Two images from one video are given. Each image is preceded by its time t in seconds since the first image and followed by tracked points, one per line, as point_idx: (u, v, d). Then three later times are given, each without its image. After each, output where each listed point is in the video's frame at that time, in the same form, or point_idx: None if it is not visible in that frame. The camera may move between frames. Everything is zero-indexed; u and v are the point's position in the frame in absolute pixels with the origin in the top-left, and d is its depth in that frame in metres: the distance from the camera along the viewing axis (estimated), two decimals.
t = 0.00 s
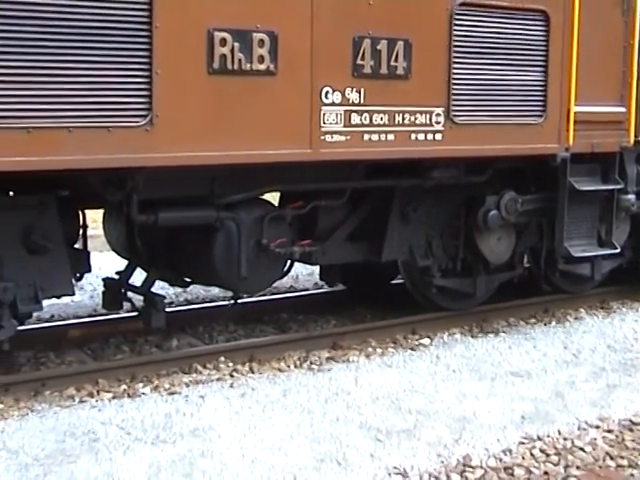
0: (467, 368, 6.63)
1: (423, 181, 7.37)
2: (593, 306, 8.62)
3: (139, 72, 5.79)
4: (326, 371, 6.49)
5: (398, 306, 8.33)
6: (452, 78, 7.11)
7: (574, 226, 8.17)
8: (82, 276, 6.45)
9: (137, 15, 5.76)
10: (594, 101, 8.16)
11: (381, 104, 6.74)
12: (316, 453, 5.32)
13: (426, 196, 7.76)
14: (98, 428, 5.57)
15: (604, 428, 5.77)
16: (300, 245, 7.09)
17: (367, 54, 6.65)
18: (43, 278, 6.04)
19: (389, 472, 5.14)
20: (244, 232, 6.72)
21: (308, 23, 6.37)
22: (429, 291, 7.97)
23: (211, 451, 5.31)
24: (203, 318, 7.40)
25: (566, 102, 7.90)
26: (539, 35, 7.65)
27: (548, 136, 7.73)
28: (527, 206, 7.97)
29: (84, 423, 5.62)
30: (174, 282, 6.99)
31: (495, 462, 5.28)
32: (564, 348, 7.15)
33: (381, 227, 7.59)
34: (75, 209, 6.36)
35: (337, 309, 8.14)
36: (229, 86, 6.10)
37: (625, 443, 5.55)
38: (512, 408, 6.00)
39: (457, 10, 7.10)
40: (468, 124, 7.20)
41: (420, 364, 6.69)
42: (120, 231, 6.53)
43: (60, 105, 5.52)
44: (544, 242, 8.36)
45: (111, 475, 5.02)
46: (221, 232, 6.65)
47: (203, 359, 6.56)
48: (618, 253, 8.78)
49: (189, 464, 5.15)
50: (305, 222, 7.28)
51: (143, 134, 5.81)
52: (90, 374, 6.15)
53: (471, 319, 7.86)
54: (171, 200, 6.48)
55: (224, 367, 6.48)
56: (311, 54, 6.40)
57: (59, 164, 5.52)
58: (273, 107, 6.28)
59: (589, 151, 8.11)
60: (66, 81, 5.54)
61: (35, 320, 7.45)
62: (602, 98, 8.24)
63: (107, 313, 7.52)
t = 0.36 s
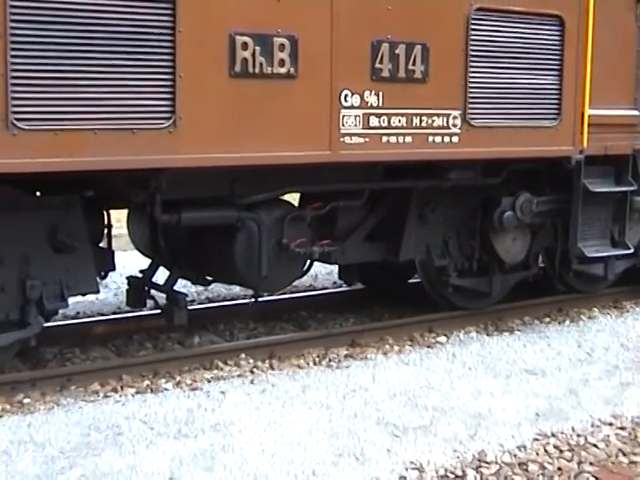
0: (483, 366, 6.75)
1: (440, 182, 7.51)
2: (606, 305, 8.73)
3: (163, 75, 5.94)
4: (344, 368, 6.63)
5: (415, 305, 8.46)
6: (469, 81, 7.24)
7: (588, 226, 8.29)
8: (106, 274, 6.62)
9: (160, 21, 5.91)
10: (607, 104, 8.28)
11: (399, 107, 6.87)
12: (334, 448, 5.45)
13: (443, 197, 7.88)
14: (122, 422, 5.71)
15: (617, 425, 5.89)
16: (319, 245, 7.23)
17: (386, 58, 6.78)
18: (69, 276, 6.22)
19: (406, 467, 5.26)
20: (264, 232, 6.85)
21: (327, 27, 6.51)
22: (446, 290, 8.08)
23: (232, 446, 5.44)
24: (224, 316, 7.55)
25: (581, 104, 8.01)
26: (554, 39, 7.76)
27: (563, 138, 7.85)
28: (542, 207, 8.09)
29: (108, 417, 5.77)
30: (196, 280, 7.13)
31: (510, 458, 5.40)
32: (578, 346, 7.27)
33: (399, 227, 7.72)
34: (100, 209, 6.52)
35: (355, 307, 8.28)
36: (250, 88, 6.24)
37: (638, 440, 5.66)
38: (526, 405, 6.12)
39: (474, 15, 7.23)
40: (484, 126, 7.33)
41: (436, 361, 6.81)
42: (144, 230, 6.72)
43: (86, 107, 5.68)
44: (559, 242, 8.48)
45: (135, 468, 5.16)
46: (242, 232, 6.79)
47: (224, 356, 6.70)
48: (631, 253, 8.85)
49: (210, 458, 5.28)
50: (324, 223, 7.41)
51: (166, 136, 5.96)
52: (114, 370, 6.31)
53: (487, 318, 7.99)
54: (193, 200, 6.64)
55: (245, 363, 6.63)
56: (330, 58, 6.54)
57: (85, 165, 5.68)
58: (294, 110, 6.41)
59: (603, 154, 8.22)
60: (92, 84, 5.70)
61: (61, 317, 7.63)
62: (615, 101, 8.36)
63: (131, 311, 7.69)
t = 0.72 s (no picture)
0: (499, 364, 6.87)
1: (458, 183, 7.63)
2: (621, 304, 8.84)
3: (187, 79, 6.08)
4: (363, 365, 6.76)
5: (433, 303, 8.59)
6: (486, 84, 7.36)
7: (602, 227, 8.42)
8: (130, 272, 6.80)
9: (185, 26, 6.06)
10: (621, 107, 8.39)
11: (417, 110, 6.99)
12: (353, 444, 5.57)
13: (460, 199, 8.02)
14: (145, 417, 5.85)
15: (630, 422, 6.01)
16: (339, 244, 7.36)
17: (404, 62, 6.91)
18: (94, 274, 6.42)
19: (423, 462, 5.39)
20: (286, 232, 6.99)
21: (347, 32, 6.64)
22: (463, 289, 8.18)
23: (253, 441, 5.57)
24: (246, 314, 7.72)
25: (596, 107, 8.12)
26: (570, 43, 7.88)
27: (577, 141, 7.97)
28: (558, 208, 8.20)
29: (132, 412, 5.91)
30: (218, 279, 7.28)
31: (525, 454, 5.53)
32: (592, 345, 7.39)
33: (417, 227, 7.85)
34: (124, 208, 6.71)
35: (373, 305, 8.42)
36: (272, 92, 6.38)
37: None
38: (541, 402, 6.24)
39: (490, 19, 7.36)
40: (500, 129, 7.45)
41: (453, 359, 6.94)
42: (168, 230, 6.85)
43: (112, 110, 5.83)
44: (573, 243, 8.60)
45: (158, 462, 5.28)
46: (263, 232, 6.93)
47: (245, 353, 6.86)
48: None
49: (232, 453, 5.41)
50: (344, 223, 7.55)
51: (190, 138, 6.10)
52: (138, 366, 6.47)
53: (503, 316, 8.11)
54: (216, 201, 6.80)
55: (266, 360, 6.78)
56: (350, 62, 6.67)
57: (111, 166, 5.83)
58: (314, 112, 6.54)
59: (617, 156, 8.34)
60: (119, 88, 5.85)
61: (86, 314, 7.82)
62: (630, 104, 8.47)
63: (154, 308, 7.87)
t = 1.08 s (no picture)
0: (513, 361, 7.00)
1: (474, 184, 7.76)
2: (634, 303, 8.95)
3: (209, 80, 6.23)
4: (380, 362, 6.90)
5: (448, 302, 8.71)
6: (502, 87, 7.49)
7: (615, 227, 8.53)
8: (153, 270, 6.98)
9: (208, 30, 6.20)
10: (635, 110, 8.50)
11: (435, 112, 7.13)
12: (370, 439, 5.69)
13: (476, 199, 8.16)
14: (167, 411, 5.98)
15: None
16: (357, 243, 7.51)
17: (421, 65, 7.04)
18: (118, 272, 6.62)
19: (438, 457, 5.52)
20: (305, 232, 7.13)
21: (366, 36, 6.78)
22: (478, 288, 8.30)
23: (272, 435, 5.69)
24: (266, 311, 7.88)
25: (609, 109, 8.24)
26: (585, 47, 8.00)
27: (591, 143, 8.09)
28: (572, 209, 8.32)
29: (154, 406, 6.05)
30: (239, 277, 7.44)
31: (539, 450, 5.65)
32: (605, 343, 7.50)
33: (433, 227, 7.98)
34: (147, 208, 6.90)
35: (390, 304, 8.56)
36: (292, 94, 6.52)
37: None
38: (555, 398, 6.37)
39: (506, 23, 7.48)
40: (515, 131, 7.58)
41: (469, 356, 7.07)
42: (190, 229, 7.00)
43: (136, 112, 5.98)
44: (587, 244, 8.69)
45: (180, 455, 5.40)
46: (283, 231, 7.08)
47: (265, 350, 7.02)
48: None
49: (252, 446, 5.53)
50: (362, 223, 7.71)
51: (211, 139, 6.24)
52: (161, 361, 6.64)
53: (518, 315, 8.24)
54: (237, 201, 6.97)
55: (285, 357, 6.93)
56: (368, 65, 6.81)
57: (135, 166, 5.98)
58: (333, 114, 6.68)
59: (631, 158, 8.45)
60: (143, 90, 6.00)
61: (110, 311, 8.01)
62: None
63: (176, 305, 8.04)
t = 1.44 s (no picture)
0: (531, 360, 7.02)
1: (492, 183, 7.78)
2: None
3: (229, 79, 6.27)
4: (398, 360, 6.93)
5: (466, 300, 8.73)
6: (520, 87, 7.51)
7: (634, 226, 8.62)
8: (173, 267, 7.03)
9: (228, 29, 6.25)
10: None
11: (453, 111, 7.15)
12: (388, 436, 5.72)
13: (494, 198, 8.18)
14: (187, 408, 6.03)
15: None
16: (375, 242, 7.54)
17: (440, 64, 7.06)
18: (138, 269, 6.68)
19: (456, 455, 5.55)
20: (324, 230, 7.16)
21: (385, 36, 6.81)
22: (495, 286, 8.32)
23: (291, 432, 5.73)
24: (284, 309, 7.93)
25: (628, 109, 8.24)
26: (604, 46, 8.00)
27: (609, 142, 8.09)
28: (589, 208, 8.33)
29: (174, 403, 6.09)
30: (257, 275, 7.49)
31: (556, 448, 5.67)
32: (623, 342, 7.51)
33: (452, 226, 8.01)
34: (167, 206, 6.95)
35: (408, 302, 8.59)
36: (311, 93, 6.55)
37: None
38: (572, 397, 6.39)
39: (525, 23, 7.50)
40: (533, 130, 7.59)
41: (487, 355, 7.09)
42: (209, 227, 7.05)
43: (156, 111, 6.03)
44: (605, 243, 8.70)
45: (199, 451, 5.44)
46: (302, 230, 7.11)
47: (283, 348, 7.06)
48: None
49: (271, 443, 5.57)
50: (380, 221, 7.74)
51: (231, 138, 6.28)
52: (180, 359, 6.69)
53: (535, 314, 8.27)
54: (256, 200, 7.00)
55: (304, 354, 6.97)
56: (387, 64, 6.84)
57: (155, 165, 6.03)
58: (352, 114, 6.71)
59: None
60: (163, 90, 6.05)
61: (130, 308, 8.07)
62: None
63: (196, 303, 8.10)
